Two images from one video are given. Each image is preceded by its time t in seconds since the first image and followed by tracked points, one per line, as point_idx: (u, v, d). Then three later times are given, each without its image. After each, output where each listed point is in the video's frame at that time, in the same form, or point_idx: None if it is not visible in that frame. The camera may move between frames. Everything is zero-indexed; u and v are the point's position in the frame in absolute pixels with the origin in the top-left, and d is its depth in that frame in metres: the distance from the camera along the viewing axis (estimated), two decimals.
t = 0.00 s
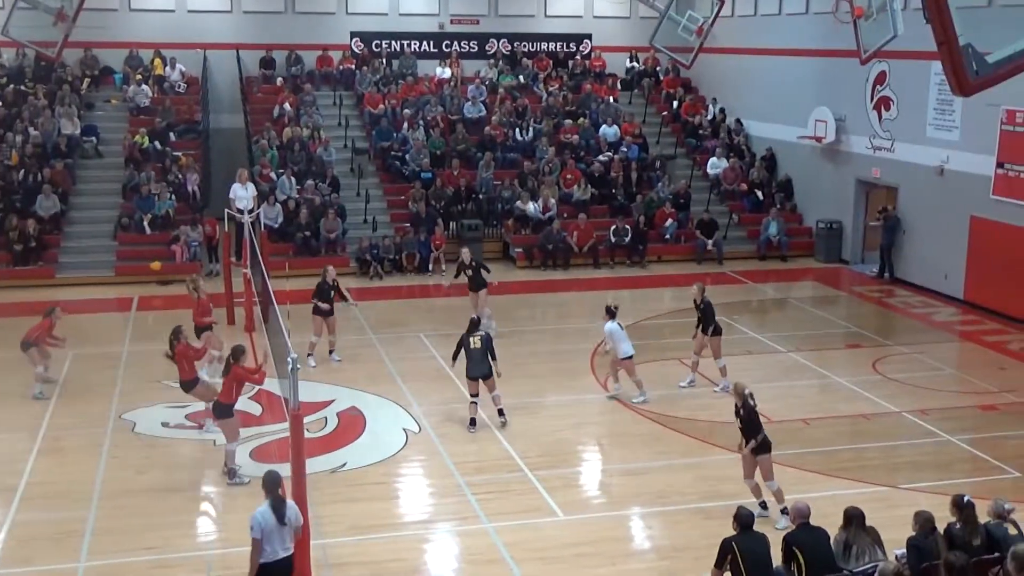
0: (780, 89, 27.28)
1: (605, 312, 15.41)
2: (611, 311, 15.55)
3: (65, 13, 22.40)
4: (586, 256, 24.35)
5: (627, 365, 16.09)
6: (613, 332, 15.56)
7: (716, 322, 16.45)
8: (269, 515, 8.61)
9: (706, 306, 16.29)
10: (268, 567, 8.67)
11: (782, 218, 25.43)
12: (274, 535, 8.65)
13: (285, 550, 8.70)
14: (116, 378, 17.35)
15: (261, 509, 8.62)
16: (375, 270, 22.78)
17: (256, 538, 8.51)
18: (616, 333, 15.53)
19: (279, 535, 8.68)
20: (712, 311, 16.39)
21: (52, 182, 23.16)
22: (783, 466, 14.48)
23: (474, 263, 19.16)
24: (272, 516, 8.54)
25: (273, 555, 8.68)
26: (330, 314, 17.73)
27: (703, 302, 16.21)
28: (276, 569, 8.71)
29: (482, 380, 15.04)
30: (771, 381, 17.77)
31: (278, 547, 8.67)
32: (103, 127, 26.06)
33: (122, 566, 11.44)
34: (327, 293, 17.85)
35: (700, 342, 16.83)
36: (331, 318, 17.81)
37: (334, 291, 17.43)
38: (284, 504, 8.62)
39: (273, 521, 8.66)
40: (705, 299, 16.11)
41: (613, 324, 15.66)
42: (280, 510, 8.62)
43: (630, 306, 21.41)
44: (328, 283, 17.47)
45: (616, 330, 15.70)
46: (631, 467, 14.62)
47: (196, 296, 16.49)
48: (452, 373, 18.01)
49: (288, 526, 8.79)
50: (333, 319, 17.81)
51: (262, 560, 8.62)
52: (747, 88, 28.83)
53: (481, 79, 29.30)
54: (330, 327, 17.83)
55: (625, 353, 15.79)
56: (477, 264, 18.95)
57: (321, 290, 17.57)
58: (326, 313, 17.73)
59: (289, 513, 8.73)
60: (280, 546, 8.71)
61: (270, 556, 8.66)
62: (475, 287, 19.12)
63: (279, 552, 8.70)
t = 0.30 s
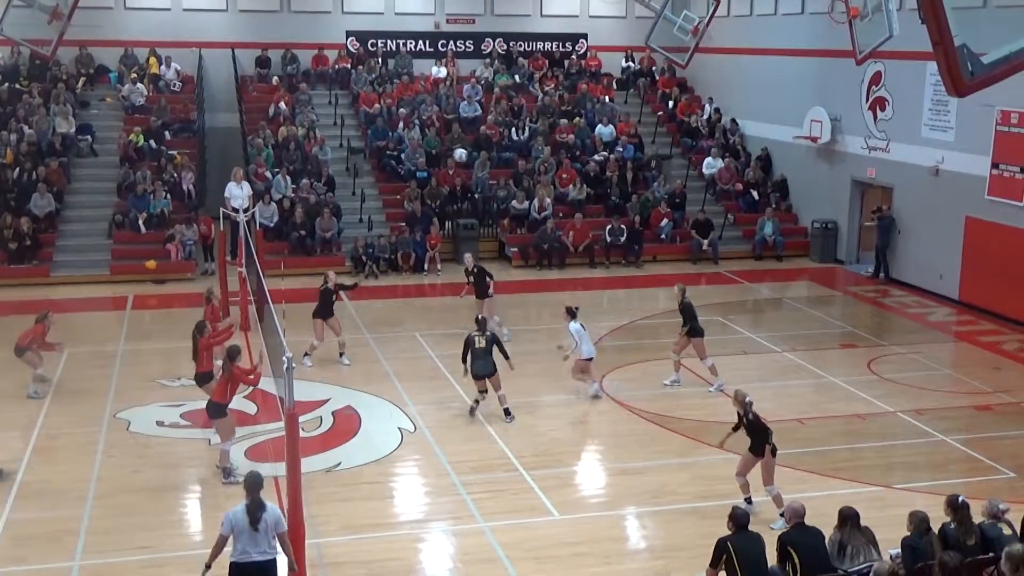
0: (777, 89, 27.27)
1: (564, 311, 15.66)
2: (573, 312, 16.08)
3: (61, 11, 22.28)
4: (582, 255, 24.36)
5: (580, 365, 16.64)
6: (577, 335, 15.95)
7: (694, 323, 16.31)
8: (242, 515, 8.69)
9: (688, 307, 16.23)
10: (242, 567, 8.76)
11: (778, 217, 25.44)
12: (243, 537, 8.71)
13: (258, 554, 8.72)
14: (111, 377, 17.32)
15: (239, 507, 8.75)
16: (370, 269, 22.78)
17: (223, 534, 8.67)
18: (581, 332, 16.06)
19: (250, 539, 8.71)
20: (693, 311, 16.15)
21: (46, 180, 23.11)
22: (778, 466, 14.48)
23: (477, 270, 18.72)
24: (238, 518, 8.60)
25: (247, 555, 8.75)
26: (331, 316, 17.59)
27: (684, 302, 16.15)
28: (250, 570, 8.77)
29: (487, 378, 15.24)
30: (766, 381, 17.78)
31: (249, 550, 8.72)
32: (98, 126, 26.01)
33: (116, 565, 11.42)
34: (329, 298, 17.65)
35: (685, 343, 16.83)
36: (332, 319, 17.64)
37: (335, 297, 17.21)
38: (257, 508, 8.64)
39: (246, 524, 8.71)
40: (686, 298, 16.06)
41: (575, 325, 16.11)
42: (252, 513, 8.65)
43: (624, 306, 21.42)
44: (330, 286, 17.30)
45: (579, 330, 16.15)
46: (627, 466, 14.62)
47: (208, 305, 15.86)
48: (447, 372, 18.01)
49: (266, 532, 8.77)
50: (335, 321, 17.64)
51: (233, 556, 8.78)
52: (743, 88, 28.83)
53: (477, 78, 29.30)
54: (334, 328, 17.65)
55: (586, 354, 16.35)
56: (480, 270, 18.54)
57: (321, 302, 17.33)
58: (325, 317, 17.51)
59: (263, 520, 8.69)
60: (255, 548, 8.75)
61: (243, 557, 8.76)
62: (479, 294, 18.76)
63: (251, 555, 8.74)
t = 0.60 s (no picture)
0: (828, 89, 27.02)
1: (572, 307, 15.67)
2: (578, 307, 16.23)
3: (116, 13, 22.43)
4: (630, 255, 24.35)
5: (585, 359, 16.80)
6: (582, 330, 16.12)
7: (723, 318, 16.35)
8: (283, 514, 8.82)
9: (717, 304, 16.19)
10: (282, 564, 8.90)
11: (828, 219, 25.19)
12: (283, 535, 8.85)
13: (297, 553, 8.83)
14: (164, 372, 17.55)
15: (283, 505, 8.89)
16: (419, 267, 22.97)
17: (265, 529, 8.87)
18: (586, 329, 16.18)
19: (289, 538, 8.83)
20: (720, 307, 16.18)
21: (101, 178, 23.44)
22: (828, 469, 14.35)
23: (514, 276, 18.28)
24: (277, 515, 8.75)
25: (287, 553, 8.89)
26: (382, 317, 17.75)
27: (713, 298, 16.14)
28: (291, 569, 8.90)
29: (521, 363, 16.01)
30: (815, 383, 17.62)
31: (288, 548, 8.85)
32: (151, 125, 26.31)
33: (169, 559, 11.54)
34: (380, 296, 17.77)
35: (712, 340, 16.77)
36: (384, 321, 17.78)
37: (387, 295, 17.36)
38: (296, 508, 8.74)
39: (286, 522, 8.84)
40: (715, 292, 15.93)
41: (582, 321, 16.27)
42: (292, 513, 8.75)
43: (673, 306, 21.36)
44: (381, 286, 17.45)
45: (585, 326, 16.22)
46: (675, 467, 14.54)
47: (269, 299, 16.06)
48: (495, 372, 18.05)
49: (306, 534, 8.86)
50: (387, 322, 17.80)
51: (274, 552, 8.95)
52: (793, 88, 28.55)
53: (526, 77, 29.29)
54: (386, 330, 17.79)
55: (592, 350, 16.44)
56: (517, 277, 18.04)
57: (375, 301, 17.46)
58: (379, 317, 17.69)
59: (301, 520, 8.79)
60: (295, 547, 8.85)
61: (283, 555, 8.89)
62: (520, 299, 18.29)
63: (290, 554, 8.87)
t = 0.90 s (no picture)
0: (919, 89, 26.51)
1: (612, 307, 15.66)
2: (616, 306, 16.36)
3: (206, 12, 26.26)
4: (712, 257, 24.08)
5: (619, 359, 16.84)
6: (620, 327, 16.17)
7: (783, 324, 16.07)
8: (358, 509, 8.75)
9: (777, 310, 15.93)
10: (357, 562, 8.80)
11: (916, 220, 24.71)
12: (358, 532, 8.76)
13: (372, 551, 8.73)
14: (248, 368, 17.85)
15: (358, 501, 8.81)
16: (500, 266, 23.05)
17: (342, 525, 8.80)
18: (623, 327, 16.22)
19: (364, 536, 8.74)
20: (780, 311, 15.93)
21: (190, 177, 24.01)
22: (913, 477, 14.01)
23: (556, 278, 17.96)
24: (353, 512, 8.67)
25: (363, 550, 8.78)
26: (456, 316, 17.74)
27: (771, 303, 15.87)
28: (367, 567, 8.78)
29: (559, 354, 16.35)
30: (900, 389, 17.24)
31: (363, 546, 8.76)
32: (240, 124, 26.73)
33: (251, 550, 11.68)
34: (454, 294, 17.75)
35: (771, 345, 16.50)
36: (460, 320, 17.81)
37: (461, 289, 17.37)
38: (371, 504, 8.65)
39: (362, 520, 8.76)
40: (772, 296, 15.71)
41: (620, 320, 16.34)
42: (368, 509, 8.66)
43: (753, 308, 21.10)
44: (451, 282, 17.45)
45: (625, 325, 16.29)
46: (756, 472, 14.33)
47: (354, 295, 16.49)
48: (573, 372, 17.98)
49: (381, 530, 8.76)
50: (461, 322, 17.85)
51: (348, 551, 8.86)
52: (882, 89, 28.08)
53: (609, 77, 29.34)
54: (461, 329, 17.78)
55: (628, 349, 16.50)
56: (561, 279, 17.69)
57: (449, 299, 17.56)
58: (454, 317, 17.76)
59: (377, 518, 8.71)
60: (371, 545, 8.75)
61: (359, 552, 8.79)
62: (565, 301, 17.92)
63: (366, 551, 8.76)
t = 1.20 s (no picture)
0: (947, 89, 26.34)
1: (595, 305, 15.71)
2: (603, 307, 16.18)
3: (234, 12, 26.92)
4: (738, 257, 24.03)
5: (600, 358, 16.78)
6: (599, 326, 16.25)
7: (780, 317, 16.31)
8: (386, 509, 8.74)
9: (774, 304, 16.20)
10: (380, 561, 8.77)
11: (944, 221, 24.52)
12: (383, 532, 8.74)
13: (397, 551, 8.72)
14: (273, 366, 17.94)
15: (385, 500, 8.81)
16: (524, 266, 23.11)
17: (368, 524, 8.78)
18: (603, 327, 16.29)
19: (390, 535, 8.73)
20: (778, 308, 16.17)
21: (218, 176, 24.18)
22: (940, 479, 13.90)
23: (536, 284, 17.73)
24: (381, 510, 8.66)
25: (387, 550, 8.77)
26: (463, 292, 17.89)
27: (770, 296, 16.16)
28: (390, 566, 8.76)
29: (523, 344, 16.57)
30: (927, 390, 17.12)
31: (388, 545, 8.74)
32: (267, 123, 26.97)
33: (276, 548, 11.71)
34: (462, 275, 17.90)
35: (767, 338, 16.77)
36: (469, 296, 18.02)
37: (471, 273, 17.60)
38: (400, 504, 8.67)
39: (388, 519, 8.75)
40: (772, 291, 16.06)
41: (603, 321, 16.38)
42: (396, 508, 8.66)
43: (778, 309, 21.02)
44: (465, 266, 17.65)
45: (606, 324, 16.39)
46: (782, 473, 14.24)
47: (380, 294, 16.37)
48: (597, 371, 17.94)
49: (407, 530, 8.77)
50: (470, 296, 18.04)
51: (371, 551, 8.83)
52: (910, 88, 27.91)
53: (635, 76, 29.33)
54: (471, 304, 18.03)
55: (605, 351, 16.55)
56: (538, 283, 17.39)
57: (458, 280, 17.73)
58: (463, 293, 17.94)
59: (403, 518, 8.71)
60: (396, 545, 8.73)
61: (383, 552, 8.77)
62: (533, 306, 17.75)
63: (391, 551, 8.74)
